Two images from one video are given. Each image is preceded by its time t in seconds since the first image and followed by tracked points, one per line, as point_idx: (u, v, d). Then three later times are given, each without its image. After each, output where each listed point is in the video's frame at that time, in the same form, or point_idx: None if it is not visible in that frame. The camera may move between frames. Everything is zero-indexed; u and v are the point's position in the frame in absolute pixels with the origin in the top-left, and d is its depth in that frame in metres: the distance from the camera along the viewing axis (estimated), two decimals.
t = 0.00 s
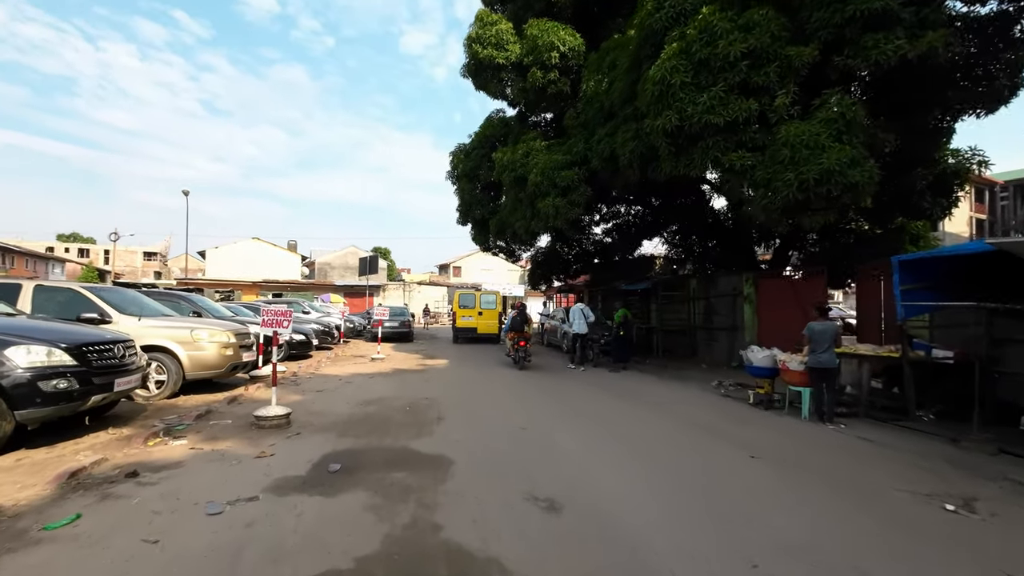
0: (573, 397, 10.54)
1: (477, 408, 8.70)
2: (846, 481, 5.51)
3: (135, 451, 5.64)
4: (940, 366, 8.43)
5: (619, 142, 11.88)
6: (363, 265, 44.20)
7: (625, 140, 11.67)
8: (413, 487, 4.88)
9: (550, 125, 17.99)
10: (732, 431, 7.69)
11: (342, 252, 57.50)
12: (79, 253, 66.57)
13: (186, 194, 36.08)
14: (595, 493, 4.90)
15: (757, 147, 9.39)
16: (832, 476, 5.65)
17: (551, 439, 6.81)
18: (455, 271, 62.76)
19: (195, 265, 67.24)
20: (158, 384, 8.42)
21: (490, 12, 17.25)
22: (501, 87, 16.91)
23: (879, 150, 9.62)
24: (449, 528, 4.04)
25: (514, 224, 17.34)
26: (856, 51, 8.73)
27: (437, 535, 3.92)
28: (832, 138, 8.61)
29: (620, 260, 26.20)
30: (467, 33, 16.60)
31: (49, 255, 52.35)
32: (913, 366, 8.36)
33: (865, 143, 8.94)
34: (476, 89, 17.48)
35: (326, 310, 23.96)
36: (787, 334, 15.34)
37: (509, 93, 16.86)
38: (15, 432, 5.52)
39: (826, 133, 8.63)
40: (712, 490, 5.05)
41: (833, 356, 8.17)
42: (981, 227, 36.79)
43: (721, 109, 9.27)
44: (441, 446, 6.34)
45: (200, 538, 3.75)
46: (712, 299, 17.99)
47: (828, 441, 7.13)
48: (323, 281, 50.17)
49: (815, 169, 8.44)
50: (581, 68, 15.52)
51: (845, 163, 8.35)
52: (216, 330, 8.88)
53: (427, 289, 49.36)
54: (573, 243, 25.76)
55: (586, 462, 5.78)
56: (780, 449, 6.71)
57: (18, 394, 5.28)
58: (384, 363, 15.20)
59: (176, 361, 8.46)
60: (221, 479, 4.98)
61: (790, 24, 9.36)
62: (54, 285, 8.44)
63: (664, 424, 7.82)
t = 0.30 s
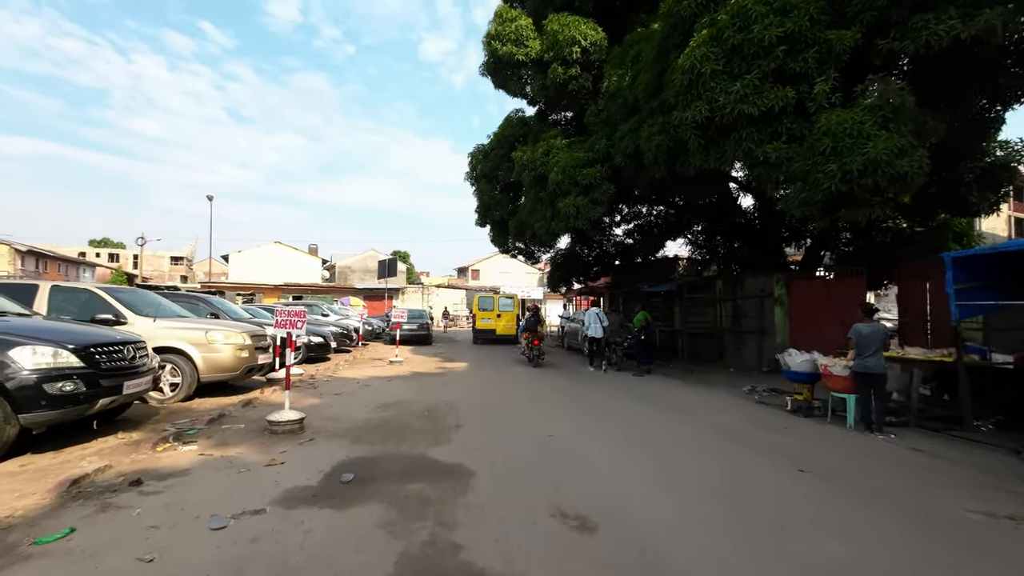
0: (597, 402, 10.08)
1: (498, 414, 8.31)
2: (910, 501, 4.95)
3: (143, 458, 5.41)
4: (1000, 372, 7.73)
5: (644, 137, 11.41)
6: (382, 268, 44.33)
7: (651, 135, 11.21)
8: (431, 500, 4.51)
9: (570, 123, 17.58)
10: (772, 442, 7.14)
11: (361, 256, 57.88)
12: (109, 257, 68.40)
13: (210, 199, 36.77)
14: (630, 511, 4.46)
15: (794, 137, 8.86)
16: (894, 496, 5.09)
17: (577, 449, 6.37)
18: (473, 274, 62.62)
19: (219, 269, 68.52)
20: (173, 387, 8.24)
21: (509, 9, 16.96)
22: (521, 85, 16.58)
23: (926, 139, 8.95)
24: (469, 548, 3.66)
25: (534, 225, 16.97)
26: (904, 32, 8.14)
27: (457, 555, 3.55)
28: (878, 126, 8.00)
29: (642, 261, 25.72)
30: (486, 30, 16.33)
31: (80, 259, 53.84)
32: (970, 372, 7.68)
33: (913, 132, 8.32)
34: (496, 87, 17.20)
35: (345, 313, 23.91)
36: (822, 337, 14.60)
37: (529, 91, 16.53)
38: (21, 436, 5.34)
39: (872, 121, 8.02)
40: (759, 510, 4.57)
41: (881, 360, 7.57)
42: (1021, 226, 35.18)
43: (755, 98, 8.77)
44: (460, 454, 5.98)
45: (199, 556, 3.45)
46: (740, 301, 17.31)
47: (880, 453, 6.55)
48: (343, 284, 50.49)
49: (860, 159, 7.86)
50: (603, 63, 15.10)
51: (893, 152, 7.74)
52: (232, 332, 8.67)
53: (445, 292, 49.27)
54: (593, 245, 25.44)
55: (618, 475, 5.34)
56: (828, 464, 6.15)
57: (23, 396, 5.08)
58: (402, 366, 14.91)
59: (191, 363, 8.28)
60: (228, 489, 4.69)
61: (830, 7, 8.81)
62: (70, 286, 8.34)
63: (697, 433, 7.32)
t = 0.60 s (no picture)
0: (620, 411, 9.63)
1: (517, 424, 7.93)
2: (981, 534, 4.40)
3: (144, 473, 5.14)
4: None
5: (667, 135, 10.97)
6: (398, 272, 44.34)
7: (675, 132, 10.75)
8: (446, 526, 4.13)
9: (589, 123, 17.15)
10: (814, 460, 6.59)
11: (378, 259, 58.09)
12: (134, 262, 69.92)
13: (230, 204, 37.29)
14: (666, 542, 4.03)
15: (832, 132, 8.34)
16: (962, 527, 4.55)
17: (602, 465, 5.94)
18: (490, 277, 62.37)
19: (240, 272, 69.60)
20: (183, 394, 8.03)
21: (527, 6, 16.63)
22: (538, 83, 16.22)
23: (975, 132, 8.33)
24: None
25: (552, 227, 16.57)
26: (953, 17, 7.55)
27: None
28: (926, 117, 7.42)
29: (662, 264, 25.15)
30: (503, 29, 16.03)
31: (106, 264, 55.09)
32: None
33: (964, 123, 7.70)
34: (513, 87, 16.88)
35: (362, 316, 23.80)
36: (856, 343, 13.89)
37: (547, 89, 16.17)
38: (20, 448, 5.12)
39: (919, 112, 7.44)
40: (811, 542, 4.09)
41: (933, 370, 6.97)
42: None
43: (790, 90, 8.27)
44: (477, 471, 5.59)
45: None
46: (767, 304, 16.66)
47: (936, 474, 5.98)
48: (360, 288, 50.64)
49: (907, 152, 7.28)
50: (623, 60, 14.66)
51: (943, 145, 7.16)
52: (243, 338, 8.44)
53: (461, 295, 49.04)
54: (611, 247, 24.98)
55: (649, 498, 4.90)
56: (880, 487, 5.60)
57: (20, 408, 4.85)
58: (418, 371, 14.62)
59: (201, 370, 8.05)
60: (229, 510, 4.37)
61: None
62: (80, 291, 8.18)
63: (731, 448, 6.82)
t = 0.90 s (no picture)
0: (639, 418, 9.18)
1: (532, 432, 7.55)
2: None
3: (137, 483, 4.85)
4: None
5: (686, 131, 10.55)
6: (409, 275, 44.21)
7: (694, 126, 10.34)
8: (456, 547, 3.78)
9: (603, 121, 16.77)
10: (852, 473, 6.11)
11: (390, 262, 58.09)
12: (151, 266, 70.87)
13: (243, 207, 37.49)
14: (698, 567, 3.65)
15: (866, 122, 7.89)
16: None
17: (624, 480, 5.53)
18: (501, 280, 62.01)
19: (254, 276, 70.14)
20: (186, 399, 7.79)
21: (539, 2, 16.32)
22: (552, 80, 15.88)
23: None
24: None
25: (566, 227, 16.20)
26: None
27: None
28: (970, 103, 6.92)
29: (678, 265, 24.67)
30: (516, 25, 15.73)
31: (123, 268, 55.86)
32: None
33: (1012, 110, 7.17)
34: (525, 85, 16.57)
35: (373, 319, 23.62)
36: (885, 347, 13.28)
37: (560, 86, 15.84)
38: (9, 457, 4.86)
39: (962, 98, 6.94)
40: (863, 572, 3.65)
41: (982, 377, 6.44)
42: None
43: (820, 78, 7.82)
44: (490, 484, 5.24)
45: None
46: (789, 307, 16.09)
47: (990, 491, 5.49)
48: (372, 291, 50.64)
49: (950, 141, 6.78)
50: (639, 55, 14.28)
51: (990, 133, 6.65)
52: (248, 340, 8.19)
53: (473, 298, 48.72)
54: (625, 250, 24.63)
55: (677, 516, 4.51)
56: (931, 506, 5.12)
57: (7, 414, 4.60)
58: (429, 375, 14.32)
59: (204, 374, 7.81)
60: (223, 526, 4.06)
61: None
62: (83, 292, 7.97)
63: (762, 461, 6.37)
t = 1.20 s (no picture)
0: (656, 427, 8.70)
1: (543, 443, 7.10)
2: None
3: (116, 502, 4.49)
4: None
5: (703, 125, 10.08)
6: (417, 277, 43.94)
7: (712, 120, 9.88)
8: None
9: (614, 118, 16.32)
10: (892, 492, 5.60)
11: (399, 265, 57.95)
12: (163, 268, 71.41)
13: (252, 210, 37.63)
14: None
15: (899, 112, 7.38)
16: None
17: (645, 502, 5.06)
18: (511, 282, 61.55)
19: (264, 278, 70.41)
20: (181, 406, 7.46)
21: None
22: (562, 76, 15.47)
23: None
24: None
25: (576, 227, 15.76)
26: None
27: None
28: (1018, 88, 6.36)
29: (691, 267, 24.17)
30: (524, 20, 15.33)
31: (136, 271, 56.38)
32: None
33: None
34: (534, 82, 16.17)
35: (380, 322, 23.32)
36: (912, 351, 12.65)
37: (570, 83, 15.43)
38: None
39: (1009, 83, 6.38)
40: None
41: None
42: None
43: (849, 66, 7.32)
44: (498, 503, 4.82)
45: None
46: (809, 309, 15.50)
47: None
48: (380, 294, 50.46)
49: (996, 129, 6.22)
50: (652, 48, 13.83)
51: None
52: (246, 344, 7.84)
53: (482, 301, 48.32)
54: (636, 249, 24.49)
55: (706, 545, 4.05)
56: (986, 532, 4.61)
57: None
58: (436, 379, 13.94)
59: (200, 380, 7.47)
60: (202, 553, 3.68)
61: None
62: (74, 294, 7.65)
63: (792, 479, 5.88)
